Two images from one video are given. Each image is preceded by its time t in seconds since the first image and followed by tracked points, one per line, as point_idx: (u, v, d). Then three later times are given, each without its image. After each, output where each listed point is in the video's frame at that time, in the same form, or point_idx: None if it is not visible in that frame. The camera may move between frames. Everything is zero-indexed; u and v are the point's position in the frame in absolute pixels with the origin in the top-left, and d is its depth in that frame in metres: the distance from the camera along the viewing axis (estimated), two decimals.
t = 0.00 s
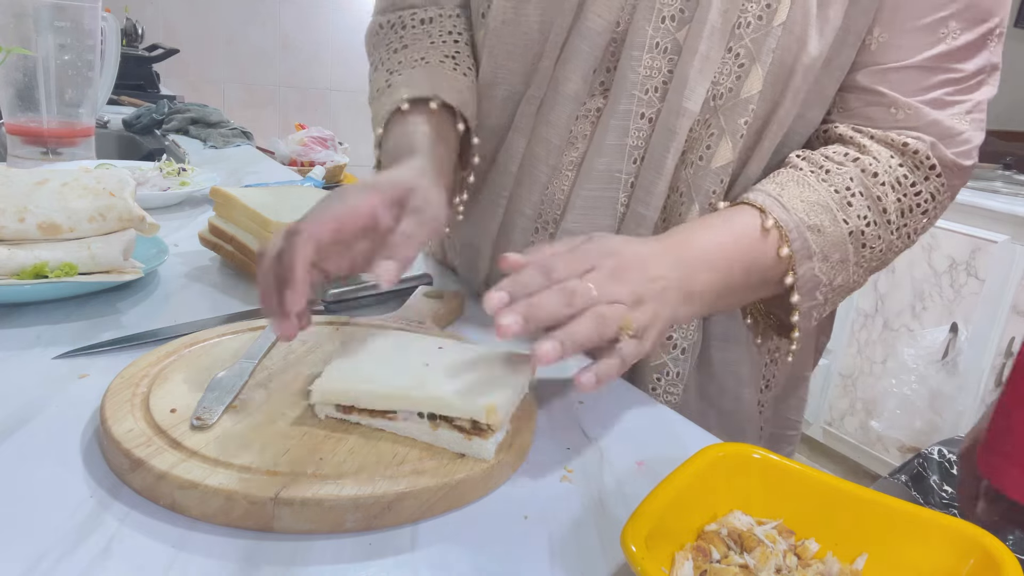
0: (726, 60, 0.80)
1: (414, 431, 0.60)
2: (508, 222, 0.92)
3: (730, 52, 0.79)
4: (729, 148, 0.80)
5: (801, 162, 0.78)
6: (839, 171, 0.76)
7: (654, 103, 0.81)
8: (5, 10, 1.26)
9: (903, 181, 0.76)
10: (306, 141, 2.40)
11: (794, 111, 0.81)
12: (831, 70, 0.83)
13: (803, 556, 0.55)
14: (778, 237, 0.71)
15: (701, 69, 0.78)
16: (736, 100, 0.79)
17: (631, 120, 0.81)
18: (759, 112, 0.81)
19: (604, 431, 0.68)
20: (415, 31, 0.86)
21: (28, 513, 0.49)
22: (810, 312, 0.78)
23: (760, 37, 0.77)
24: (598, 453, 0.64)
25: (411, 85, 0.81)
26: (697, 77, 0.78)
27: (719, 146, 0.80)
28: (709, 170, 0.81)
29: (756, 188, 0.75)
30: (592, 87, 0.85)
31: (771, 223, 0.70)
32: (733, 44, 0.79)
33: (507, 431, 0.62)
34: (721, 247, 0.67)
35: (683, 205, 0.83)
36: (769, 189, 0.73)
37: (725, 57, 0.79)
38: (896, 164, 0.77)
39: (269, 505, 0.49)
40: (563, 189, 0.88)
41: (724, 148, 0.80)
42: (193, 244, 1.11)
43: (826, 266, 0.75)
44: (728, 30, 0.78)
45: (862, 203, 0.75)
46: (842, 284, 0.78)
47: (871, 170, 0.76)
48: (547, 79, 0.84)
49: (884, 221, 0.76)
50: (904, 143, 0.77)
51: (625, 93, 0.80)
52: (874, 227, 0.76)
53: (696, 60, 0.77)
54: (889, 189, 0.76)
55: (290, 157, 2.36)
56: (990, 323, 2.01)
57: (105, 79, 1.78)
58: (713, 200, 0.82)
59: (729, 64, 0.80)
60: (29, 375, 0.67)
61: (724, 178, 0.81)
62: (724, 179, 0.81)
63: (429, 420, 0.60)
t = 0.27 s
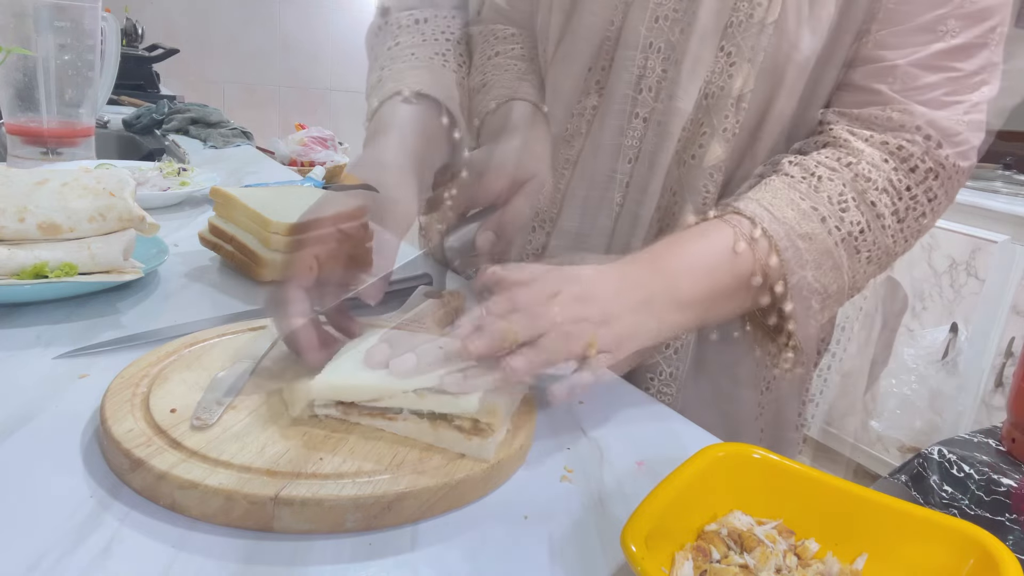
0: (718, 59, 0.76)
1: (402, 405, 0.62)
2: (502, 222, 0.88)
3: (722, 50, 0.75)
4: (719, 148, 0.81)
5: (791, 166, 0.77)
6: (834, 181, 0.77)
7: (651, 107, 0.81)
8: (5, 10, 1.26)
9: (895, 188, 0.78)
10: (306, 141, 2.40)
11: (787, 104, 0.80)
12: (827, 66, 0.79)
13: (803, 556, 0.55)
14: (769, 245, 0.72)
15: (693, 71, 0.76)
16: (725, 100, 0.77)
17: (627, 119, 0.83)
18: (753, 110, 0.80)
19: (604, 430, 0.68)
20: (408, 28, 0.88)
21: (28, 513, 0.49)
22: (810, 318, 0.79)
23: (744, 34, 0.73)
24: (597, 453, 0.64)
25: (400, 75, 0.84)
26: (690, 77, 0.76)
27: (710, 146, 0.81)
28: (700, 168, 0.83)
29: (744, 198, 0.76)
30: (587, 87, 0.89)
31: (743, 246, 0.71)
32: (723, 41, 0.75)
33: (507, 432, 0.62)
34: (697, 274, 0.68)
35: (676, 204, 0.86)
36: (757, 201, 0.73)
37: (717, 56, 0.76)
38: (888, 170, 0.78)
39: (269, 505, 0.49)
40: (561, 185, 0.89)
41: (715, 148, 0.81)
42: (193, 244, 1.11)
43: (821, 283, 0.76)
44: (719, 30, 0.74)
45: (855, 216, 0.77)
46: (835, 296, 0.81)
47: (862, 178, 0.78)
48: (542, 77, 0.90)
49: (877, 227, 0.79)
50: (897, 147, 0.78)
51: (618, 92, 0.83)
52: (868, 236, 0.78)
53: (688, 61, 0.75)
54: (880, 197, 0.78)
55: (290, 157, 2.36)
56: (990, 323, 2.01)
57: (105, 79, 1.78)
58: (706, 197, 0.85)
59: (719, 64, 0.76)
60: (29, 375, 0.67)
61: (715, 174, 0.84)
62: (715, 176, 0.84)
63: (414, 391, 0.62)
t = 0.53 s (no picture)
0: (722, 65, 0.83)
1: (402, 406, 0.64)
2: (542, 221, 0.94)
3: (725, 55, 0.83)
4: (719, 149, 0.83)
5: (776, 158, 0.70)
6: (840, 175, 0.65)
7: (659, 109, 0.88)
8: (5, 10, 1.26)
9: (920, 183, 0.65)
10: (306, 141, 2.40)
11: (797, 105, 0.79)
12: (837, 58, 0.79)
13: (803, 556, 0.55)
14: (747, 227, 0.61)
15: (698, 75, 0.83)
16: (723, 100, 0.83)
17: (632, 117, 0.92)
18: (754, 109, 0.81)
19: (604, 431, 0.68)
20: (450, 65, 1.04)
21: (28, 513, 0.49)
22: (823, 332, 0.68)
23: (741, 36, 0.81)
24: (597, 453, 0.64)
25: None
26: (693, 81, 0.83)
27: (712, 146, 0.84)
28: (703, 166, 0.86)
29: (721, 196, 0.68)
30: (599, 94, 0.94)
31: (753, 239, 0.61)
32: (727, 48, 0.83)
33: (507, 433, 0.62)
34: (700, 269, 0.59)
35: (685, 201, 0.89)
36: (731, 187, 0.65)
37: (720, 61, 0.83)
38: (911, 162, 0.65)
39: (270, 505, 0.49)
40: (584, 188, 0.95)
41: (715, 148, 0.84)
42: (193, 244, 1.11)
43: (826, 292, 0.65)
44: (720, 35, 0.81)
45: (869, 212, 0.64)
46: (849, 314, 0.69)
47: (882, 171, 0.65)
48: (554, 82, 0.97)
49: (899, 231, 0.65)
50: (911, 139, 0.66)
51: (624, 93, 0.91)
52: (885, 239, 0.65)
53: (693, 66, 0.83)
54: (901, 192, 0.65)
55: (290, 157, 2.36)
56: (989, 323, 2.01)
57: (105, 79, 1.78)
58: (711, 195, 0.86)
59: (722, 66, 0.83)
60: (29, 375, 0.67)
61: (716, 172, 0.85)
62: (717, 174, 0.85)
63: (414, 394, 0.65)
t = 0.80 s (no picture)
0: (723, 66, 0.83)
1: (402, 407, 0.64)
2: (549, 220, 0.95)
3: (727, 56, 0.83)
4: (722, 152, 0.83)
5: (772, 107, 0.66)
6: (834, 116, 0.60)
7: (663, 110, 0.88)
8: (4, 10, 1.26)
9: (924, 128, 0.60)
10: (306, 141, 2.41)
11: (797, 100, 0.78)
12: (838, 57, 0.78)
13: (803, 556, 0.55)
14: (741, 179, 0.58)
15: (700, 76, 0.83)
16: (725, 99, 0.83)
17: (637, 117, 0.93)
18: (755, 109, 0.81)
19: (604, 431, 0.68)
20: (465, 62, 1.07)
21: (28, 513, 0.49)
22: (818, 290, 0.62)
23: (742, 36, 0.80)
24: (597, 453, 0.64)
25: None
26: (695, 83, 0.83)
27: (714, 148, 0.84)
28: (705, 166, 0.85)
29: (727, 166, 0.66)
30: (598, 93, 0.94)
31: (735, 167, 0.57)
32: (729, 48, 0.82)
33: (507, 433, 0.62)
34: (685, 203, 0.57)
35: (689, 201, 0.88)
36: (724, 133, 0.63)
37: (722, 62, 0.83)
38: (914, 104, 0.60)
39: (269, 505, 0.49)
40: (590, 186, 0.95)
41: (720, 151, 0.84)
42: (193, 244, 1.11)
43: (818, 241, 0.60)
44: (722, 36, 0.81)
45: (866, 153, 0.59)
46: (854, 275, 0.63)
47: (883, 110, 0.59)
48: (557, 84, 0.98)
49: (900, 179, 0.60)
50: (912, 83, 0.61)
51: (631, 93, 0.91)
52: (883, 186, 0.59)
53: (696, 67, 0.83)
54: (902, 135, 0.59)
55: (290, 157, 2.37)
56: (989, 323, 2.02)
57: (105, 79, 1.78)
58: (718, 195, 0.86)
59: (723, 66, 0.83)
60: (30, 376, 0.67)
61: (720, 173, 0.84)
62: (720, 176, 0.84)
63: (414, 394, 0.65)
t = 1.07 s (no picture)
0: (722, 63, 0.83)
1: (402, 407, 0.64)
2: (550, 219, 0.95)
3: (726, 54, 0.83)
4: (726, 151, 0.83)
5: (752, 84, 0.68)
6: (805, 78, 0.61)
7: (665, 109, 0.88)
8: (4, 10, 1.26)
9: (901, 84, 0.60)
10: (306, 141, 2.40)
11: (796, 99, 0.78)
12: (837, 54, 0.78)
13: (803, 556, 0.55)
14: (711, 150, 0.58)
15: (700, 74, 0.83)
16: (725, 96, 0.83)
17: (642, 112, 0.93)
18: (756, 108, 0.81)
19: (604, 431, 0.68)
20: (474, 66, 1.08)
21: (28, 513, 0.49)
22: (800, 260, 0.62)
23: (740, 32, 0.81)
24: (597, 453, 0.64)
25: None
26: (695, 81, 0.83)
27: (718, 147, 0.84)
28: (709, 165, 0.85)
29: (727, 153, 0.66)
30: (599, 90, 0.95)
31: (693, 132, 0.58)
32: (727, 47, 0.82)
33: (507, 434, 0.62)
34: (664, 174, 0.58)
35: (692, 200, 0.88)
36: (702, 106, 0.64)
37: (722, 60, 0.83)
38: (888, 62, 0.61)
39: (269, 505, 0.49)
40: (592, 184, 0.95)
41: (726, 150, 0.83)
42: (193, 244, 1.11)
43: (794, 205, 0.60)
44: (722, 33, 0.81)
45: (839, 110, 0.59)
46: (840, 243, 0.62)
47: (856, 71, 0.60)
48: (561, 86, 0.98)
49: (879, 136, 0.59)
50: (888, 44, 0.62)
51: (633, 92, 0.92)
52: (860, 143, 0.59)
53: (696, 65, 0.83)
54: (877, 92, 0.60)
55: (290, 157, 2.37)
56: (989, 323, 2.01)
57: (105, 80, 1.78)
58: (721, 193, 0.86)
59: (722, 63, 0.83)
60: (30, 376, 0.67)
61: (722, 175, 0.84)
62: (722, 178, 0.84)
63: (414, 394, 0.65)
